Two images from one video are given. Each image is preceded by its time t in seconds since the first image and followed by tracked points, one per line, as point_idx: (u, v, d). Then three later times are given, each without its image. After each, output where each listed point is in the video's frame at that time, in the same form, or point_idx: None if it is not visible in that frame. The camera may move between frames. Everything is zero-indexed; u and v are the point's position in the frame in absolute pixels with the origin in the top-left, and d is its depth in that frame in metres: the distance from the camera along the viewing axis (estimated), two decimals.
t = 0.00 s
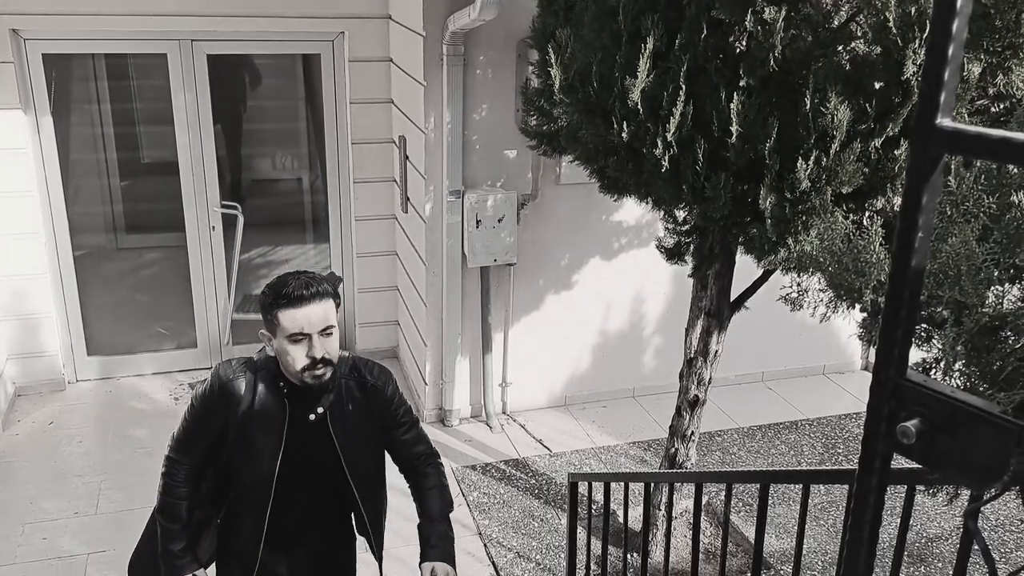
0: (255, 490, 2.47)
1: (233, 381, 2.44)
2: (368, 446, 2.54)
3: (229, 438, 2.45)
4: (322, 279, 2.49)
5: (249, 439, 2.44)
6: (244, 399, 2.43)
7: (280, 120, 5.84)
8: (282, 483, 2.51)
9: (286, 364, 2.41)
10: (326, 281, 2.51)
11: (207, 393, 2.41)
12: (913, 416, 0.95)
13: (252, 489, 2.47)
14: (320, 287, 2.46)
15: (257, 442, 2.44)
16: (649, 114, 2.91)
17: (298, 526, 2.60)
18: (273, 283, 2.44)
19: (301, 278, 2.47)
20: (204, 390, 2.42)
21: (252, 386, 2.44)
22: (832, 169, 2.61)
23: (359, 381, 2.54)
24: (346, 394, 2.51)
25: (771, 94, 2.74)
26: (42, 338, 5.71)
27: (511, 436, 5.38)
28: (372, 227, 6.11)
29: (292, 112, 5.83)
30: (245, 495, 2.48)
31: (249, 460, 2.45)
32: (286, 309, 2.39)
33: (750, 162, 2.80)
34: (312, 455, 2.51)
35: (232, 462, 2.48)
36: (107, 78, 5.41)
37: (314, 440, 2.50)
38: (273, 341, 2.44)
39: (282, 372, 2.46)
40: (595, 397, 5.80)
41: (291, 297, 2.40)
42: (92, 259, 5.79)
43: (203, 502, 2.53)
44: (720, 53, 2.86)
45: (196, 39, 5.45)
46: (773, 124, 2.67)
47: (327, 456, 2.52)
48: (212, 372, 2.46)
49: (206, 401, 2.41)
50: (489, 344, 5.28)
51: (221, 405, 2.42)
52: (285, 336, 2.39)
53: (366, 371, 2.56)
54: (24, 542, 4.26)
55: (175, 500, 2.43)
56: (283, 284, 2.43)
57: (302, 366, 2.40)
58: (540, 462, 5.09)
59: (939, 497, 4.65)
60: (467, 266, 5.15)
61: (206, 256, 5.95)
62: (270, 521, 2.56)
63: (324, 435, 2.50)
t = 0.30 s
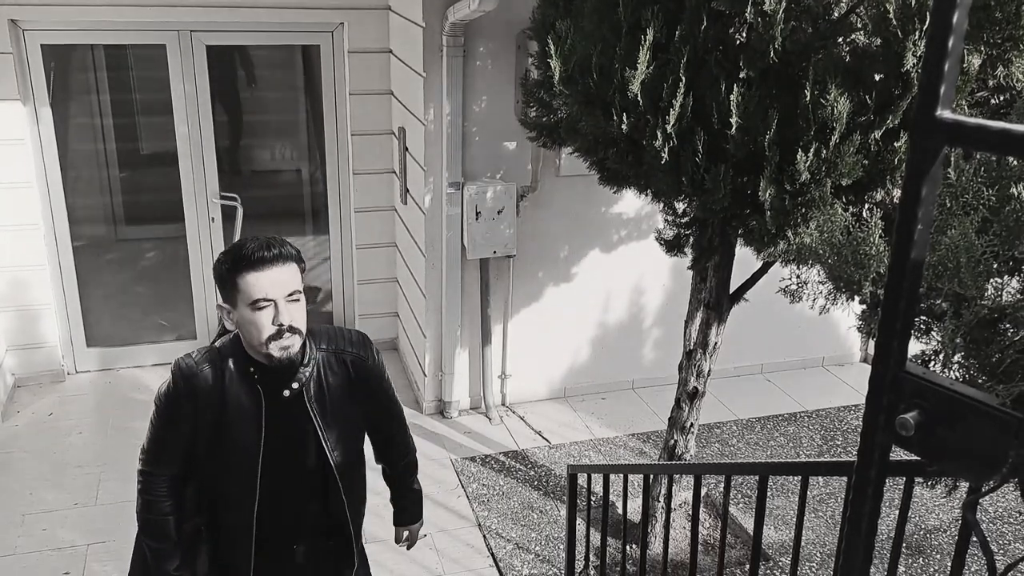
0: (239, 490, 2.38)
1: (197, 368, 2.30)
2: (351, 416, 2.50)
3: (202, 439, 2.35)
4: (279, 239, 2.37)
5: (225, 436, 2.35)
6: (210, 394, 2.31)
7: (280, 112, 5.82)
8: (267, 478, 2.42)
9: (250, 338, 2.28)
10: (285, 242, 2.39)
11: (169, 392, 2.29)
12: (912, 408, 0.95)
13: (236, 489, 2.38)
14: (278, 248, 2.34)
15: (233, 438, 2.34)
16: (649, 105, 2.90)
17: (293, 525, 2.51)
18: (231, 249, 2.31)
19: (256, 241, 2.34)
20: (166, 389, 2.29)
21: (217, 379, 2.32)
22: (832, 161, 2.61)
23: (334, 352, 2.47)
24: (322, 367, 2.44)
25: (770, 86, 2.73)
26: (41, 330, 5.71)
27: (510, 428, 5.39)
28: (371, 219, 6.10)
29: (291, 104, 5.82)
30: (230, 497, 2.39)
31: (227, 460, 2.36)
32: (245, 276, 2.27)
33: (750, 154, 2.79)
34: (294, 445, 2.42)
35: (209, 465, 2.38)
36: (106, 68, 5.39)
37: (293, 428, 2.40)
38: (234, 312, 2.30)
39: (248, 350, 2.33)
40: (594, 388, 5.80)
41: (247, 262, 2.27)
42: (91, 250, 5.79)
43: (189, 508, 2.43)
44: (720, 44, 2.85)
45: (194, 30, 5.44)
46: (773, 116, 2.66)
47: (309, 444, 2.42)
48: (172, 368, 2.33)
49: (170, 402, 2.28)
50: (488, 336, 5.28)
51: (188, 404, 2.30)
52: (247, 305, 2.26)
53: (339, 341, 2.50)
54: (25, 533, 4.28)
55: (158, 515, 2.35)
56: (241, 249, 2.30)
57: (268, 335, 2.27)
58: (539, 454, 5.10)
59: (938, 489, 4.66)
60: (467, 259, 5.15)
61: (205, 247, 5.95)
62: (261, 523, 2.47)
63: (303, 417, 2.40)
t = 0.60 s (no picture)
0: (265, 502, 2.14)
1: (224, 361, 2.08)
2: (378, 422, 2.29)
3: (220, 447, 2.08)
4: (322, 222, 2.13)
5: (249, 443, 2.09)
6: (233, 395, 2.07)
7: (279, 107, 5.82)
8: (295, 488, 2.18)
9: (286, 331, 2.06)
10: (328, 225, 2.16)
11: (184, 394, 2.00)
12: (910, 404, 0.95)
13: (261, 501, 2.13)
14: (321, 232, 2.10)
15: (258, 444, 2.10)
16: (649, 101, 2.90)
17: (315, 538, 2.29)
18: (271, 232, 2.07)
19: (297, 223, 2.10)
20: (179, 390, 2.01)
21: (241, 378, 2.08)
22: (832, 157, 2.61)
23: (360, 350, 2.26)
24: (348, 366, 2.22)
25: (770, 82, 2.73)
26: (41, 325, 5.71)
27: (509, 423, 5.40)
28: (371, 215, 6.09)
29: (290, 99, 5.81)
30: (253, 510, 2.14)
31: (252, 469, 2.11)
32: (285, 262, 2.03)
33: (750, 150, 2.78)
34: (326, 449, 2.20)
35: (227, 475, 2.12)
36: (105, 64, 5.39)
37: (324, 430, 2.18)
38: (269, 302, 2.06)
39: (276, 341, 2.10)
40: (593, 384, 5.81)
41: (288, 246, 2.05)
42: (91, 246, 5.79)
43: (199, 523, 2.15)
44: (720, 40, 2.84)
45: (194, 26, 5.43)
46: (773, 111, 2.66)
47: (346, 446, 2.20)
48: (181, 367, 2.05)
49: (186, 406, 2.00)
50: (487, 332, 5.28)
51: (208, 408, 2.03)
52: (285, 295, 2.04)
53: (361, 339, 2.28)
54: (25, 528, 4.28)
55: (169, 539, 2.03)
56: (283, 232, 2.06)
57: (308, 330, 2.05)
58: (538, 449, 5.11)
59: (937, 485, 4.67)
60: (467, 254, 5.16)
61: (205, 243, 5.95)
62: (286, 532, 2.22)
63: (337, 417, 2.18)
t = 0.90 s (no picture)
0: (296, 487, 1.96)
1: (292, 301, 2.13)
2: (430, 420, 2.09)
3: (256, 419, 1.93)
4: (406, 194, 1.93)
5: (285, 420, 1.94)
6: (280, 362, 1.92)
7: (278, 96, 5.79)
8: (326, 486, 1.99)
9: (351, 307, 1.90)
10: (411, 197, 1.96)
11: (231, 349, 1.87)
12: (908, 395, 0.95)
13: (288, 491, 1.96)
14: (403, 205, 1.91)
15: (296, 424, 1.93)
16: (649, 91, 2.89)
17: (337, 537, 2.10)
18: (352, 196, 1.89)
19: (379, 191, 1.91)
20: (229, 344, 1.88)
21: (291, 345, 1.93)
22: (831, 148, 2.61)
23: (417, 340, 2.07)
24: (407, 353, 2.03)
25: (769, 72, 2.73)
26: (39, 315, 5.71)
27: (507, 414, 5.41)
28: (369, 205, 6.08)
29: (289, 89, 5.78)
30: (277, 497, 1.97)
31: (286, 450, 1.94)
32: (360, 234, 1.85)
33: (750, 140, 2.78)
34: (369, 442, 2.00)
35: (258, 453, 1.96)
36: (103, 53, 5.37)
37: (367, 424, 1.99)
38: (338, 273, 1.89)
39: (340, 313, 1.95)
40: (592, 375, 5.82)
41: (365, 217, 1.86)
42: (89, 235, 5.78)
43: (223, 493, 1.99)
44: (720, 29, 2.83)
45: (191, 14, 5.42)
46: (773, 102, 2.65)
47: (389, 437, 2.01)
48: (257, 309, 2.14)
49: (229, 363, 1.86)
50: (486, 322, 5.29)
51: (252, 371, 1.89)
52: (355, 270, 1.86)
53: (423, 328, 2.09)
54: (24, 518, 4.29)
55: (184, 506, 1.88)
56: (363, 199, 1.88)
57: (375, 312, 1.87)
58: (536, 440, 5.12)
59: (934, 475, 4.69)
60: (465, 245, 5.15)
61: (203, 233, 5.94)
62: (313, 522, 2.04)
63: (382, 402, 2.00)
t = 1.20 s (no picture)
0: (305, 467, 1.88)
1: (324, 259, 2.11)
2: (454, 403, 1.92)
3: (262, 401, 1.85)
4: (395, 161, 1.75)
5: (291, 402, 1.85)
6: (285, 340, 1.84)
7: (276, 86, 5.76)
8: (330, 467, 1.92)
9: (345, 290, 1.76)
10: (403, 162, 1.78)
11: (233, 327, 1.80)
12: (906, 386, 0.95)
13: (291, 476, 1.88)
14: (392, 172, 1.73)
15: (301, 405, 1.85)
16: (649, 82, 2.89)
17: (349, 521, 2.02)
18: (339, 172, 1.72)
19: (365, 159, 1.75)
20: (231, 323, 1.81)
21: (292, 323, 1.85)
22: (831, 140, 2.60)
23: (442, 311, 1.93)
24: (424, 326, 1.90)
25: (769, 63, 2.72)
26: (38, 306, 5.71)
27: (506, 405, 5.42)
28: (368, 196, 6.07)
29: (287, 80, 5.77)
30: (283, 483, 1.88)
31: (292, 430, 1.86)
32: (345, 210, 1.70)
33: (750, 132, 2.78)
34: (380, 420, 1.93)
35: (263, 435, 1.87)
36: (101, 43, 5.35)
37: (372, 402, 1.91)
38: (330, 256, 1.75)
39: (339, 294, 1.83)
40: (591, 366, 5.83)
41: (347, 192, 1.70)
42: (87, 226, 5.78)
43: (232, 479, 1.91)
44: (720, 20, 2.82)
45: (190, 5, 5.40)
46: (773, 93, 2.65)
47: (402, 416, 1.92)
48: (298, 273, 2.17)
49: (231, 340, 1.78)
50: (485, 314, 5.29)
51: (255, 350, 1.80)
52: (344, 253, 1.72)
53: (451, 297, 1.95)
54: (24, 508, 4.30)
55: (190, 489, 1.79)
56: (350, 173, 1.71)
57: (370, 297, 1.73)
58: (535, 431, 5.12)
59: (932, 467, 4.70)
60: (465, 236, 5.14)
61: (202, 224, 5.93)
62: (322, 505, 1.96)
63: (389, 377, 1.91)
